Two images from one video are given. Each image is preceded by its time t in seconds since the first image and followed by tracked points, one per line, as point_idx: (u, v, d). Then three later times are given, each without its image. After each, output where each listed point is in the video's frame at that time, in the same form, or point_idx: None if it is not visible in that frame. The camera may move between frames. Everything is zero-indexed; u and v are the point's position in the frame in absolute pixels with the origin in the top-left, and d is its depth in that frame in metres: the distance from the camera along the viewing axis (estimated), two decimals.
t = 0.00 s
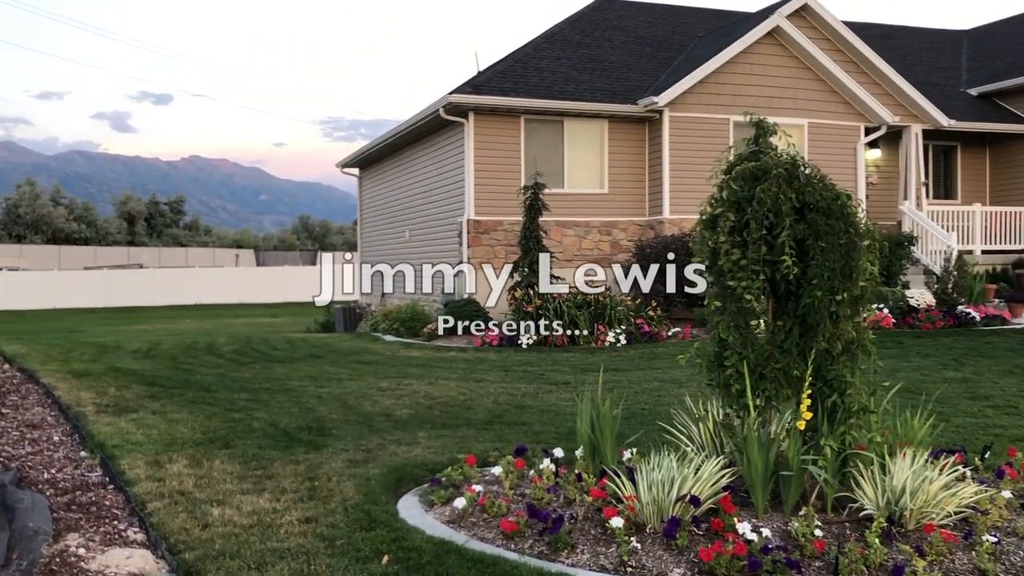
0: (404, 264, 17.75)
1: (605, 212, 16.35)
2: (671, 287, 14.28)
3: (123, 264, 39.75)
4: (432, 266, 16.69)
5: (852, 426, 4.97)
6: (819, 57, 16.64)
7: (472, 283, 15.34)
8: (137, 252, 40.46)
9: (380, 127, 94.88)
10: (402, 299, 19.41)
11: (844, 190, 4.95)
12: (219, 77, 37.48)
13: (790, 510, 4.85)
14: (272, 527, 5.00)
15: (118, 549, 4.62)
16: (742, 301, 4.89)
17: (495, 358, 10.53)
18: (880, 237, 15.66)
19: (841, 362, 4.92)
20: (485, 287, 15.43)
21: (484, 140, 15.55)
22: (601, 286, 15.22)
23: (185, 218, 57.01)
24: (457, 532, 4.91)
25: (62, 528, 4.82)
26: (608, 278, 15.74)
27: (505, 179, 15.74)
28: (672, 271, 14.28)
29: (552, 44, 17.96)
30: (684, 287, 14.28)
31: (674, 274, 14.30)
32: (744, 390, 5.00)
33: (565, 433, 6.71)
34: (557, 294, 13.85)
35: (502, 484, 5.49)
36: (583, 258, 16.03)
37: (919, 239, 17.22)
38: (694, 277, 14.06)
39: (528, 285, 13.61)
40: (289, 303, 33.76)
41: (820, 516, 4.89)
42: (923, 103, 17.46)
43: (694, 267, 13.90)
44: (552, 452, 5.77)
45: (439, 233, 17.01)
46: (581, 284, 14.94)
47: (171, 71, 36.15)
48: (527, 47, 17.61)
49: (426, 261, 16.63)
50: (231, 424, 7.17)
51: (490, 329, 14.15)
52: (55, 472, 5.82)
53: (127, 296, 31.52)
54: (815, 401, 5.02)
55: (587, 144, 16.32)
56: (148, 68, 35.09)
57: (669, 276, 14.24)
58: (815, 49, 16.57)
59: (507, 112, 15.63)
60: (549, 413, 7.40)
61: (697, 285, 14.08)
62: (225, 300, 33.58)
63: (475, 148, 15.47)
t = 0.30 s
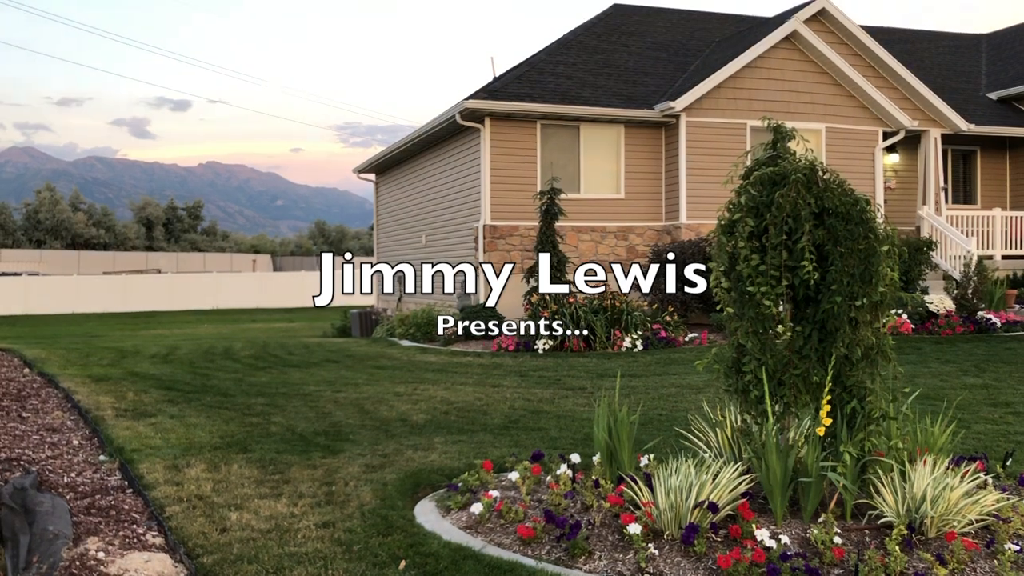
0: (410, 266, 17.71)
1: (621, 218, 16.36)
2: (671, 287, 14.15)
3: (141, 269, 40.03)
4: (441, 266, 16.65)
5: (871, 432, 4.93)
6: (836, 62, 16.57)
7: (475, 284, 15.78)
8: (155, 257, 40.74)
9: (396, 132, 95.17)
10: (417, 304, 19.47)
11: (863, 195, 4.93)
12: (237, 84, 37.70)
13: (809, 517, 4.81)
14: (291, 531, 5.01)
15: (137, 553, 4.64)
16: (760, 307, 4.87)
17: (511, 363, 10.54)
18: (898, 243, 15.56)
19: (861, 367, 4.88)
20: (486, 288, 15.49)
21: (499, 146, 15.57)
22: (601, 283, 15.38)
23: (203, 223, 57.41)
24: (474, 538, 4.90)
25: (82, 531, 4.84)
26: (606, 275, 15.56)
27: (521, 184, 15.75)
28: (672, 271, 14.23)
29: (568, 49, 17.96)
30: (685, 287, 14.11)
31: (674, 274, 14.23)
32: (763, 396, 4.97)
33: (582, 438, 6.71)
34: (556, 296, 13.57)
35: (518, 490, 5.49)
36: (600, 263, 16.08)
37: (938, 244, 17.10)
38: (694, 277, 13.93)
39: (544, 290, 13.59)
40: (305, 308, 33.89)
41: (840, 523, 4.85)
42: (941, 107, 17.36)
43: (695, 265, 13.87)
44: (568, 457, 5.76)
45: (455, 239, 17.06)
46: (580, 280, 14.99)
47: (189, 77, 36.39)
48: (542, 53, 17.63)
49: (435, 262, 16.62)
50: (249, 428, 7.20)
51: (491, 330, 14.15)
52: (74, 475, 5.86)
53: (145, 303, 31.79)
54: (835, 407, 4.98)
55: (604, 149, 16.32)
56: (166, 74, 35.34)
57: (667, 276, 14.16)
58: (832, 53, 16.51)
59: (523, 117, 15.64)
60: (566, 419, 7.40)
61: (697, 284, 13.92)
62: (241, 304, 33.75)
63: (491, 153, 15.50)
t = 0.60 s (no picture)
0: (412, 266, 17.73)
1: (631, 223, 16.33)
2: (671, 288, 14.29)
3: (152, 272, 40.23)
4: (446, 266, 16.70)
5: (883, 439, 4.90)
6: (848, 67, 16.54)
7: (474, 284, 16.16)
8: (166, 261, 40.91)
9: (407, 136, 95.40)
10: (427, 308, 19.51)
11: (876, 201, 4.91)
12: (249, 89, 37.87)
13: (821, 524, 4.78)
14: (300, 535, 5.01)
15: (147, 556, 4.65)
16: (772, 312, 4.85)
17: (521, 368, 10.53)
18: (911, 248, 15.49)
19: (873, 374, 4.86)
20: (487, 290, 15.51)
21: (510, 151, 15.59)
22: (601, 284, 15.17)
23: (214, 227, 57.69)
24: (483, 543, 4.89)
25: (92, 534, 4.86)
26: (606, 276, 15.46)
27: (531, 189, 15.75)
28: (672, 271, 14.33)
29: (578, 55, 17.97)
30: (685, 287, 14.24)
31: (674, 274, 14.32)
32: (774, 402, 4.95)
33: (592, 444, 6.70)
34: (557, 294, 13.82)
35: (528, 495, 5.47)
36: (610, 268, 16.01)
37: (950, 250, 17.03)
38: (693, 277, 14.09)
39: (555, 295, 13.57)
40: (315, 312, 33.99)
41: (851, 530, 4.81)
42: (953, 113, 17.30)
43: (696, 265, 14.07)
44: (578, 462, 5.76)
45: (465, 243, 17.07)
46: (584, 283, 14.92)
47: (202, 83, 36.60)
48: (553, 58, 17.64)
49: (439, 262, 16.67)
50: (259, 432, 7.22)
51: (491, 330, 14.25)
52: (85, 478, 5.88)
53: (156, 306, 31.95)
54: (846, 414, 4.96)
55: (614, 154, 16.32)
56: (180, 80, 35.54)
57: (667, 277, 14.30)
58: (844, 59, 16.48)
59: (533, 123, 15.65)
60: (576, 424, 7.38)
61: (697, 284, 14.08)
62: (250, 308, 33.84)
63: (501, 158, 15.51)
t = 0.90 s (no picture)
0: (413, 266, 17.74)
1: (636, 226, 16.33)
2: (671, 287, 14.47)
3: (157, 276, 40.32)
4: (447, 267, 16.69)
5: (889, 442, 4.89)
6: (853, 70, 16.53)
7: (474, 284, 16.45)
8: (171, 265, 41.00)
9: (411, 140, 95.56)
10: (431, 312, 19.52)
11: (881, 204, 4.90)
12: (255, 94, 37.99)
13: (827, 527, 4.77)
14: (305, 539, 5.01)
15: (153, 559, 4.65)
16: (778, 315, 4.85)
17: (527, 371, 10.52)
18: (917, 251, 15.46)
19: (879, 377, 4.85)
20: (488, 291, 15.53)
21: (515, 154, 15.61)
22: (601, 284, 15.20)
23: (219, 231, 57.82)
24: (489, 546, 4.89)
25: (98, 538, 4.85)
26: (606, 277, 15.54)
27: (536, 193, 15.76)
28: (672, 271, 14.53)
29: (583, 58, 17.97)
30: (685, 287, 14.38)
31: (674, 275, 14.52)
32: (780, 405, 4.94)
33: (598, 447, 6.69)
34: (558, 295, 13.81)
35: (533, 498, 5.47)
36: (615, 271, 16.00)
37: (957, 253, 16.97)
38: (693, 277, 14.26)
39: (560, 298, 13.55)
40: (320, 316, 34.03)
41: (859, 533, 4.80)
42: (958, 116, 17.27)
43: (695, 265, 14.27)
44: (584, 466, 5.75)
45: (470, 246, 17.08)
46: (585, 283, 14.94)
47: (209, 87, 36.72)
48: (558, 62, 17.65)
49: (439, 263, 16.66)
50: (264, 435, 7.22)
51: (491, 330, 14.32)
52: (91, 482, 5.88)
53: (161, 311, 31.99)
54: (852, 417, 4.95)
55: (619, 158, 16.33)
56: (186, 84, 35.67)
57: (667, 277, 14.49)
58: (849, 61, 16.48)
59: (538, 126, 15.67)
60: (581, 427, 7.38)
61: (697, 284, 14.23)
62: (255, 312, 33.88)
63: (506, 162, 15.53)
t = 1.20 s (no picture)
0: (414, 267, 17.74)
1: (637, 227, 16.34)
2: (671, 287, 14.49)
3: (158, 276, 40.35)
4: (447, 267, 16.68)
5: (889, 444, 4.88)
6: (854, 71, 16.53)
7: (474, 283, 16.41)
8: (172, 265, 41.02)
9: (412, 141, 95.62)
10: (432, 312, 19.53)
11: (882, 205, 4.89)
12: (255, 94, 38.01)
13: (827, 529, 4.77)
14: (305, 540, 5.01)
15: (152, 560, 4.64)
16: (778, 316, 4.85)
17: (527, 372, 10.53)
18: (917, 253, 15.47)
19: (879, 379, 4.85)
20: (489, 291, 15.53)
21: (515, 155, 15.61)
22: (601, 284, 15.18)
23: (220, 232, 57.89)
24: (488, 548, 4.88)
25: (98, 538, 4.85)
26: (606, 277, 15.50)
27: (536, 193, 15.76)
28: (673, 271, 14.59)
29: (584, 59, 17.97)
30: (685, 287, 14.44)
31: (674, 275, 14.58)
32: (780, 407, 4.93)
33: (597, 448, 6.69)
34: (558, 294, 13.80)
35: (533, 499, 5.47)
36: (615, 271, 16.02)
37: (957, 255, 16.99)
38: (694, 277, 14.34)
39: (560, 298, 13.55)
40: (321, 316, 34.03)
41: (858, 535, 4.79)
42: (959, 117, 17.29)
43: (695, 265, 14.35)
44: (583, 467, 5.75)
45: (471, 246, 17.08)
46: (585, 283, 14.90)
47: (210, 88, 36.76)
48: (558, 63, 17.65)
49: (440, 263, 16.65)
50: (264, 436, 7.22)
51: (491, 330, 14.30)
52: (91, 482, 5.88)
53: (161, 311, 31.99)
54: (852, 419, 4.95)
55: (620, 159, 16.33)
56: (187, 85, 35.72)
57: (668, 277, 14.52)
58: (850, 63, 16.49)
59: (538, 127, 15.67)
60: (581, 428, 7.38)
61: (697, 284, 14.29)
62: (256, 312, 33.86)
63: (507, 163, 15.54)
